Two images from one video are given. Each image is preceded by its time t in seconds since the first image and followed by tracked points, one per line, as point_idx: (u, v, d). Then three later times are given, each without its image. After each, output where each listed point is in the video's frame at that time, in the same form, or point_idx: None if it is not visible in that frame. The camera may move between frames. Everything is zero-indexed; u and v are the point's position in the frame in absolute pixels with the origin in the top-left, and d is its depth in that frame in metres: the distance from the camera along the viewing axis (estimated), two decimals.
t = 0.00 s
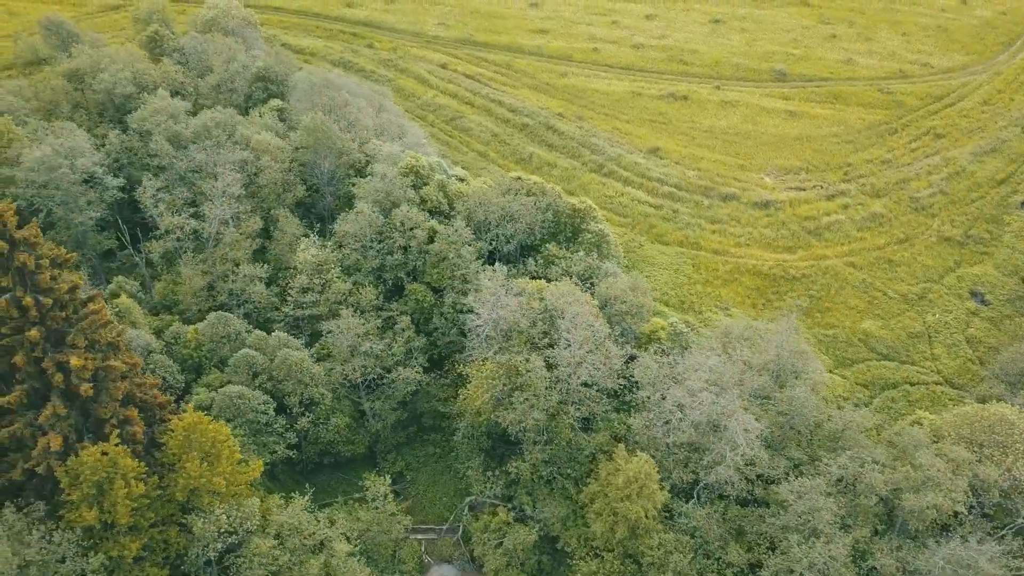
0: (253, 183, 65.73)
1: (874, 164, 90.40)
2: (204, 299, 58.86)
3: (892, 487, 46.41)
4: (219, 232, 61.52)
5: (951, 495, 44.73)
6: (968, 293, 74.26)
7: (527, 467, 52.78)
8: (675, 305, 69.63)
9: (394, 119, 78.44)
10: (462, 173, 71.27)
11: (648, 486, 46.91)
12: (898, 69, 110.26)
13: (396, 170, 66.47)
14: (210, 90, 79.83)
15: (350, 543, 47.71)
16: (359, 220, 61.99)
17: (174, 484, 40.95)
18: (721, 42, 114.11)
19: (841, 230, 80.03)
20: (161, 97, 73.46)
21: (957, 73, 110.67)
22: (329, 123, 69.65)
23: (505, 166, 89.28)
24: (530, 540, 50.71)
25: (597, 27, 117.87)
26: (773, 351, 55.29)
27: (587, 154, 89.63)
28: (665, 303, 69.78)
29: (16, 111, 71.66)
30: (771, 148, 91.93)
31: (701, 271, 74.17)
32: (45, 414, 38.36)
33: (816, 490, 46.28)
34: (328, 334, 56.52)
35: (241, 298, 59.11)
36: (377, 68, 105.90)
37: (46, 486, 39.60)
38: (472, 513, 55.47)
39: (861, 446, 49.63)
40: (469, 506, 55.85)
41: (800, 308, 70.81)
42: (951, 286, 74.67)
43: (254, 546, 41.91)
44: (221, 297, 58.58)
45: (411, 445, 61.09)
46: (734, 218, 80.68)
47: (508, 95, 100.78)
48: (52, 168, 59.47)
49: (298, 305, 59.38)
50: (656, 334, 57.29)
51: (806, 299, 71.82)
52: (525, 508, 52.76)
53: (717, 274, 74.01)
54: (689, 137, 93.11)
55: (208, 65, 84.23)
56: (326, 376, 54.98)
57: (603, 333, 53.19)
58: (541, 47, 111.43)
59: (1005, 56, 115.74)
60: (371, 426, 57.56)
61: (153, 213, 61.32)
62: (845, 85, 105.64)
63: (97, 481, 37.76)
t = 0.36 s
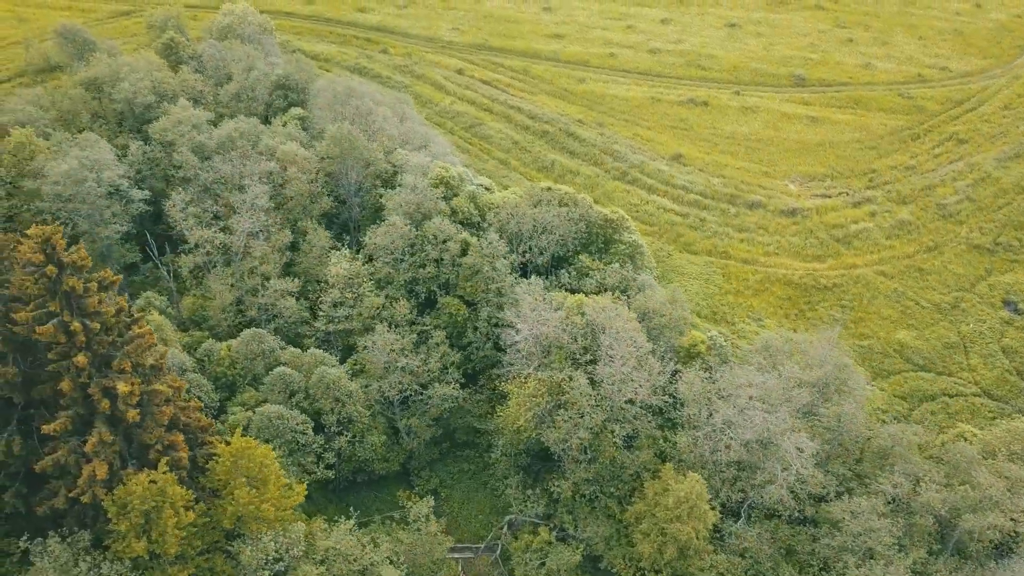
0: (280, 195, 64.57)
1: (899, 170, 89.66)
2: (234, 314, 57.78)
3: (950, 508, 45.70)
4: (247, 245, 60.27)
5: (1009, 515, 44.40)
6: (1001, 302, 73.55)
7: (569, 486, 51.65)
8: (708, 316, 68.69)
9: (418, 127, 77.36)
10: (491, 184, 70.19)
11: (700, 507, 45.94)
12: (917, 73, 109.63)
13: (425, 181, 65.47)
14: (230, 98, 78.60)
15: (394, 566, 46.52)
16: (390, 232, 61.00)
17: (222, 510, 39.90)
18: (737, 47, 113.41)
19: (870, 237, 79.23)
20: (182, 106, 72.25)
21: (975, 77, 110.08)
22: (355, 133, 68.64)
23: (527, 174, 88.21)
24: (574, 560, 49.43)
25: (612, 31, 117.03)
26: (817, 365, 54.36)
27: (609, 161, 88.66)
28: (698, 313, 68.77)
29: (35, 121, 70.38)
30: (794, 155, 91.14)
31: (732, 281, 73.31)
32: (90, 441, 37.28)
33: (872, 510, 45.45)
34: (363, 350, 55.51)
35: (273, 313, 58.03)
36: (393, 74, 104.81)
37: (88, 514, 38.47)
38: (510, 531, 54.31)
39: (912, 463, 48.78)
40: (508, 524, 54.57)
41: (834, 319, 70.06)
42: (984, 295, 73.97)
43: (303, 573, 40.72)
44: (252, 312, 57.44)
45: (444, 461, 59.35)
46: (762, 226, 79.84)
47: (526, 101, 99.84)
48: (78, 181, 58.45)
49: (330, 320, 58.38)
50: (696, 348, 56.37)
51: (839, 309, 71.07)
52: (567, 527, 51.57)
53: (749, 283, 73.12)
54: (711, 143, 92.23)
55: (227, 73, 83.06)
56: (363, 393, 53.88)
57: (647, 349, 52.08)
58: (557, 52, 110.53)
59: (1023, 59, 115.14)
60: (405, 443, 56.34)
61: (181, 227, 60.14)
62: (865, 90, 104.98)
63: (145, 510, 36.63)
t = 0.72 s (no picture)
0: (308, 206, 63.32)
1: (923, 176, 88.93)
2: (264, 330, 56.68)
3: (1009, 527, 45.02)
4: (276, 259, 58.95)
5: None
6: None
7: (613, 505, 50.45)
8: (741, 327, 67.79)
9: (443, 135, 76.28)
10: (520, 193, 69.10)
11: (753, 529, 44.93)
12: (935, 77, 109.02)
13: (455, 191, 64.36)
14: (251, 107, 77.32)
15: None
16: (422, 245, 59.95)
17: (272, 539, 38.82)
18: (754, 51, 112.68)
19: (899, 245, 78.45)
20: (204, 115, 70.97)
21: (994, 81, 109.53)
22: (382, 143, 67.52)
23: (550, 182, 87.08)
24: None
25: (628, 36, 116.12)
26: (863, 379, 53.42)
27: (632, 168, 87.70)
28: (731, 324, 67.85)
29: (55, 132, 69.13)
30: (817, 161, 90.33)
31: (763, 291, 72.48)
32: (139, 470, 36.06)
33: (930, 530, 44.68)
34: (400, 366, 54.43)
35: (306, 328, 56.89)
36: (408, 80, 103.69)
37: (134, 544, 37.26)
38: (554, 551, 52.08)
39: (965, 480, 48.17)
40: (551, 544, 52.33)
41: (867, 330, 69.39)
42: (1016, 304, 73.29)
43: None
44: (285, 328, 56.27)
45: (478, 477, 57.94)
46: (789, 234, 79.04)
47: (545, 107, 98.86)
48: (106, 196, 57.23)
49: (364, 335, 57.24)
50: (737, 362, 55.39)
51: (871, 319, 70.38)
52: (611, 546, 50.20)
53: (780, 293, 72.31)
54: (734, 149, 91.38)
55: (246, 81, 81.80)
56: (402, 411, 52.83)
57: (693, 365, 51.14)
58: (573, 57, 109.58)
59: None
60: (441, 460, 55.10)
61: (211, 241, 58.93)
62: (884, 95, 104.30)
63: (197, 541, 35.45)
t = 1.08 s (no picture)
0: (339, 218, 62.20)
1: (949, 182, 88.24)
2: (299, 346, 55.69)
3: None
4: (310, 273, 57.84)
5: None
6: None
7: (657, 524, 49.14)
8: (776, 337, 66.91)
9: (469, 144, 75.35)
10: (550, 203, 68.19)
11: (811, 551, 43.93)
12: (954, 81, 108.41)
13: (488, 203, 63.38)
14: (273, 115, 76.11)
15: None
16: (457, 258, 58.90)
17: (325, 568, 37.62)
18: (772, 55, 112.08)
19: (929, 252, 77.74)
20: (229, 125, 69.84)
21: (1013, 84, 108.94)
22: (412, 153, 66.53)
23: (574, 190, 86.01)
24: None
25: (644, 40, 115.35)
26: (911, 395, 52.72)
27: (657, 175, 86.84)
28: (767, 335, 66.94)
29: (78, 143, 68.08)
30: (842, 166, 89.56)
31: (795, 300, 71.65)
32: (193, 499, 34.88)
33: (991, 552, 44.01)
34: (439, 383, 53.35)
35: (342, 344, 55.80)
36: (425, 86, 102.75)
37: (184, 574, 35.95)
38: (596, 568, 50.87)
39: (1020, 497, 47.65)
40: (593, 562, 51.17)
41: (902, 340, 68.69)
42: None
43: None
44: (319, 344, 55.24)
45: (515, 493, 56.62)
46: (818, 242, 78.25)
47: (565, 113, 98.04)
48: (137, 209, 56.34)
49: (399, 350, 56.07)
50: (781, 375, 54.51)
51: (906, 328, 69.70)
52: (658, 565, 48.80)
53: (812, 302, 71.49)
54: (757, 156, 90.63)
55: (268, 89, 80.64)
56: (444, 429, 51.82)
57: (743, 383, 50.43)
58: (590, 62, 108.74)
59: None
60: (480, 477, 53.63)
61: (243, 255, 57.85)
62: (905, 99, 103.65)
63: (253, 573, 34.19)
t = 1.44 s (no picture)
0: (371, 231, 61.17)
1: (975, 188, 87.53)
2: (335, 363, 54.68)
3: None
4: (344, 288, 56.77)
5: None
6: None
7: (707, 543, 47.97)
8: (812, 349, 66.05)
9: (496, 154, 74.38)
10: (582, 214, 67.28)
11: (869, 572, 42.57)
12: (974, 85, 107.82)
13: (522, 214, 62.32)
14: (297, 124, 74.91)
15: None
16: (494, 271, 57.79)
17: None
18: (790, 60, 111.35)
19: (960, 261, 76.90)
20: (255, 135, 68.70)
21: None
22: (443, 163, 65.45)
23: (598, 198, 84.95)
24: None
25: (661, 44, 114.53)
26: (960, 410, 51.96)
27: (682, 183, 85.91)
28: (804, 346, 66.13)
29: (101, 156, 66.94)
30: (867, 173, 88.77)
31: (829, 310, 70.76)
32: (251, 531, 33.72)
33: None
34: (482, 400, 52.28)
35: (380, 361, 54.78)
36: (443, 92, 101.71)
37: None
38: None
39: None
40: None
41: (939, 351, 68.05)
42: None
43: None
44: (355, 361, 54.17)
45: (554, 511, 55.19)
46: (848, 251, 77.46)
47: (585, 120, 97.11)
48: (169, 224, 55.25)
49: (438, 366, 54.92)
50: (826, 389, 53.64)
51: (942, 339, 69.05)
52: None
53: (846, 312, 70.60)
54: (782, 163, 89.86)
55: (289, 97, 79.41)
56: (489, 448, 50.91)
57: (793, 400, 49.81)
58: (608, 67, 107.88)
59: None
60: (521, 496, 52.33)
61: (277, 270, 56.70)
62: (926, 103, 102.97)
63: None
